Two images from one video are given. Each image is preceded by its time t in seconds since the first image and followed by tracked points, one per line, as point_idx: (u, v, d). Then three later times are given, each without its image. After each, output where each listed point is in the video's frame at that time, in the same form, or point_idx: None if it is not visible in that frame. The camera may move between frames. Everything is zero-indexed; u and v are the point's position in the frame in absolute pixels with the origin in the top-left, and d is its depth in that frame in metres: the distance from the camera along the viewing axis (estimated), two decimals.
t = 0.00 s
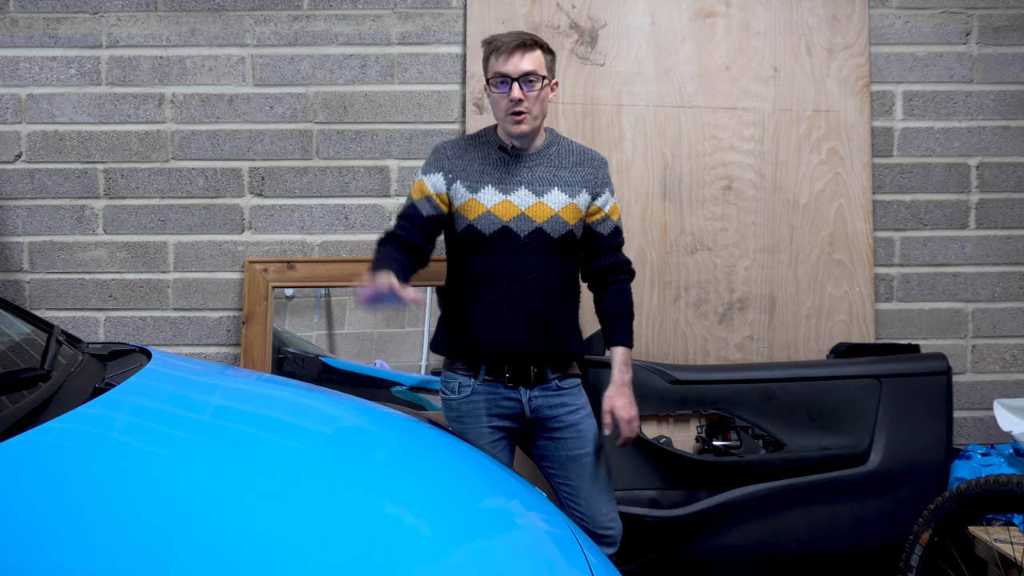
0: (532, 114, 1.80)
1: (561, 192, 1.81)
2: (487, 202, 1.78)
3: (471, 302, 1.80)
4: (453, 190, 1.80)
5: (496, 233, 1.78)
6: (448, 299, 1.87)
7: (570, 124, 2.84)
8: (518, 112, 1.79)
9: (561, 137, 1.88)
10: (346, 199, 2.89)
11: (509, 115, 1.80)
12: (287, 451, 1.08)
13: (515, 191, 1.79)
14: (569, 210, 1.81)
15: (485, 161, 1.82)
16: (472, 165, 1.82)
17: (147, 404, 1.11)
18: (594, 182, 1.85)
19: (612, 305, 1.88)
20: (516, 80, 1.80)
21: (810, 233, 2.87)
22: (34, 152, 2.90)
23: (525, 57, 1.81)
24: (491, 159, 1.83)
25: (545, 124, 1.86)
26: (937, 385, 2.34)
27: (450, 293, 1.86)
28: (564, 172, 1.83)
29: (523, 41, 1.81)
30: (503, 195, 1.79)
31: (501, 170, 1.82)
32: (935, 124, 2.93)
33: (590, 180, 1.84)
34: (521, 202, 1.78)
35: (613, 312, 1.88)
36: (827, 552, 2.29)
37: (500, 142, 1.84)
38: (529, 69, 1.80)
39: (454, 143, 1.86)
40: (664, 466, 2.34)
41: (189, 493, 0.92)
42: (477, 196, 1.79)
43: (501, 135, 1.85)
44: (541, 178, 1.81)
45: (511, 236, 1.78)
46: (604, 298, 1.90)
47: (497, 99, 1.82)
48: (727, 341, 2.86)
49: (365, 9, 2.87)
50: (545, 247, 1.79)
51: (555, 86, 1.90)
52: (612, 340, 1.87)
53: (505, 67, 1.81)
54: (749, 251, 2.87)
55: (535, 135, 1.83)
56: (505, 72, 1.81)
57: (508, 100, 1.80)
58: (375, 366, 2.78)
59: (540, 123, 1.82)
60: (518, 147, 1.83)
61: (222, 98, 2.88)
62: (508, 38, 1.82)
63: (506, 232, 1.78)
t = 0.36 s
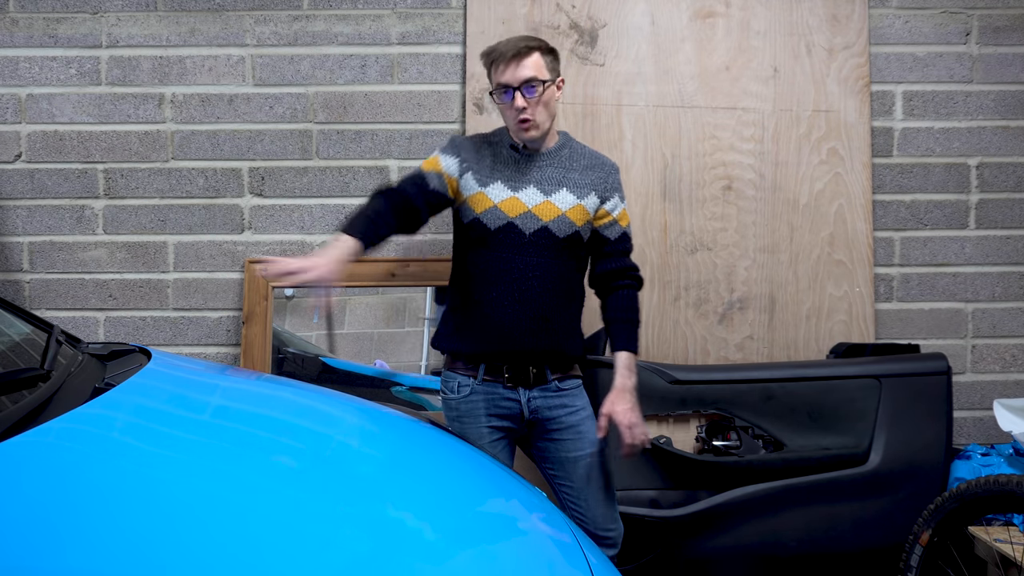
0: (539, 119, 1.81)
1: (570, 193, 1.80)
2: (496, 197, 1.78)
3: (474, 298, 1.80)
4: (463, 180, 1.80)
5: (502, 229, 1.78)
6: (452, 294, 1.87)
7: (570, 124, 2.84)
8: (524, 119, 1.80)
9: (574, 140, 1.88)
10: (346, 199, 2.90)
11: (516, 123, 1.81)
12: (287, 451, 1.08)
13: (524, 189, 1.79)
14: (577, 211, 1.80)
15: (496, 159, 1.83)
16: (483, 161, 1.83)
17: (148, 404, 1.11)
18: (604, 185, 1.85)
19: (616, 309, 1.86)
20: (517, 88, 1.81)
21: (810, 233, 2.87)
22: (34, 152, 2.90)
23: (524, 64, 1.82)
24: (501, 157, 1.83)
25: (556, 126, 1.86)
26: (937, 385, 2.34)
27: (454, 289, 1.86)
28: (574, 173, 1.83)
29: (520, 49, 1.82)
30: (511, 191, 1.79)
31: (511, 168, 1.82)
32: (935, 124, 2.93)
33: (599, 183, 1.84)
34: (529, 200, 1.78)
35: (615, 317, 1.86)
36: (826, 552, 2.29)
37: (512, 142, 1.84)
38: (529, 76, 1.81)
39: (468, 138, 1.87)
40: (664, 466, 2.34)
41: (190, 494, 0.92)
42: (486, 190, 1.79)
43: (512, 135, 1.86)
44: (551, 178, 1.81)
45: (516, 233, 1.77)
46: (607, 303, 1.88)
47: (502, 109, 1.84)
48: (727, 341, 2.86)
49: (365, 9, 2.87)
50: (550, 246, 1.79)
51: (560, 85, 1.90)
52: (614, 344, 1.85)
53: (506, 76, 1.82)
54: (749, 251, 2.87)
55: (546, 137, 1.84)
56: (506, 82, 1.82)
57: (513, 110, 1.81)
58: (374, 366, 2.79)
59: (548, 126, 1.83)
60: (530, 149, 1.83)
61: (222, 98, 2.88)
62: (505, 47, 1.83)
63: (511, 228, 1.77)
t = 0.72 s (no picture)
0: (543, 110, 1.80)
1: (572, 195, 1.81)
2: (496, 196, 1.79)
3: (474, 298, 1.80)
4: (464, 177, 1.81)
5: (502, 228, 1.78)
6: (452, 293, 1.87)
7: (570, 124, 2.84)
8: (529, 108, 1.80)
9: (579, 143, 1.89)
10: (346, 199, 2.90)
11: (520, 112, 1.81)
12: (287, 451, 1.08)
13: (525, 189, 1.79)
14: (578, 212, 1.80)
15: (500, 158, 1.84)
16: (486, 159, 1.83)
17: (147, 404, 1.11)
18: (607, 188, 1.86)
19: (626, 312, 1.87)
20: (524, 77, 1.81)
21: (810, 233, 2.87)
22: (34, 152, 2.90)
23: (533, 55, 1.82)
24: (505, 156, 1.84)
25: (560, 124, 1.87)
26: (937, 385, 2.34)
27: (453, 289, 1.86)
28: (577, 175, 1.84)
29: (529, 41, 1.83)
30: (512, 191, 1.79)
31: (514, 168, 1.82)
32: (934, 124, 2.93)
33: (602, 186, 1.85)
34: (530, 200, 1.78)
35: (626, 320, 1.87)
36: (827, 552, 2.30)
37: (516, 141, 1.86)
38: (537, 66, 1.81)
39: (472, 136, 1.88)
40: (664, 466, 2.34)
41: (190, 494, 0.92)
42: (487, 189, 1.79)
43: (518, 134, 1.87)
44: (553, 179, 1.81)
45: (516, 232, 1.77)
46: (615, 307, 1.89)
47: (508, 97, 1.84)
48: (727, 341, 2.86)
49: (365, 9, 2.87)
50: (550, 248, 1.79)
51: (569, 82, 1.90)
52: (626, 349, 1.86)
53: (514, 66, 1.83)
54: (749, 251, 2.87)
55: (549, 134, 1.85)
56: (513, 71, 1.83)
57: (517, 98, 1.82)
58: (375, 367, 2.78)
59: (552, 119, 1.83)
60: (532, 146, 1.85)
61: (222, 98, 2.88)
62: (515, 40, 1.85)
63: (511, 228, 1.77)
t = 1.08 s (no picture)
0: (547, 115, 1.80)
1: (573, 199, 1.79)
2: (496, 198, 1.80)
3: (474, 299, 1.80)
4: (465, 178, 1.83)
5: (501, 230, 1.79)
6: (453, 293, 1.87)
7: (570, 124, 2.84)
8: (533, 114, 1.80)
9: (584, 144, 1.88)
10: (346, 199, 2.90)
11: (524, 117, 1.80)
12: (287, 451, 1.08)
13: (526, 192, 1.79)
14: (579, 217, 1.79)
15: (501, 160, 1.84)
16: (488, 161, 1.84)
17: (147, 404, 1.11)
18: (610, 192, 1.83)
19: (621, 317, 1.86)
20: (528, 83, 1.80)
21: (810, 233, 2.87)
22: (34, 152, 2.90)
23: (538, 59, 1.81)
24: (507, 158, 1.84)
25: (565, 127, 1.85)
26: (937, 385, 2.34)
27: (455, 288, 1.87)
28: (579, 179, 1.82)
29: (536, 44, 1.81)
30: (513, 194, 1.79)
31: (515, 170, 1.82)
32: (934, 124, 2.93)
33: (605, 190, 1.83)
34: (530, 203, 1.78)
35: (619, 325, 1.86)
36: (827, 552, 2.30)
37: (518, 142, 1.85)
38: (542, 72, 1.80)
39: (475, 137, 1.89)
40: (664, 466, 2.34)
41: (190, 494, 0.92)
42: (487, 191, 1.80)
43: (521, 135, 1.86)
44: (554, 183, 1.81)
45: (515, 235, 1.78)
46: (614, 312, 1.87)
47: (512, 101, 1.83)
48: (727, 341, 2.86)
49: (365, 9, 2.87)
50: (550, 252, 1.79)
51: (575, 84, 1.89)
52: (617, 355, 1.85)
53: (519, 70, 1.82)
54: (749, 251, 2.87)
55: (553, 138, 1.83)
56: (519, 76, 1.81)
57: (521, 103, 1.81)
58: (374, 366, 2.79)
59: (557, 125, 1.82)
60: (534, 149, 1.84)
61: (222, 98, 2.88)
62: (522, 42, 1.82)
63: (511, 230, 1.78)
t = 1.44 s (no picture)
0: (548, 119, 1.79)
1: (572, 202, 1.79)
2: (496, 205, 1.80)
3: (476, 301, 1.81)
4: (464, 186, 1.84)
5: (502, 237, 1.79)
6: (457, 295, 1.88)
7: (570, 124, 2.84)
8: (533, 120, 1.79)
9: (582, 142, 1.87)
10: (346, 199, 2.90)
11: (524, 121, 1.80)
12: (288, 452, 1.08)
13: (525, 197, 1.79)
14: (577, 220, 1.79)
15: (500, 164, 1.84)
16: (486, 166, 1.84)
17: (148, 404, 1.11)
18: (608, 192, 1.82)
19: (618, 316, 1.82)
20: (530, 87, 1.79)
21: (810, 233, 2.87)
22: (34, 152, 2.90)
23: (539, 63, 1.80)
24: (505, 163, 1.84)
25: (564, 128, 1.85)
26: (937, 385, 2.34)
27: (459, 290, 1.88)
28: (577, 180, 1.82)
29: (536, 47, 1.79)
30: (512, 200, 1.79)
31: (514, 175, 1.82)
32: (934, 124, 2.93)
33: (603, 190, 1.82)
34: (529, 208, 1.78)
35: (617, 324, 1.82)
36: (827, 552, 2.30)
37: (516, 146, 1.86)
38: (543, 76, 1.79)
39: (473, 142, 1.89)
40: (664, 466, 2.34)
41: (190, 494, 0.92)
42: (487, 198, 1.81)
43: (519, 139, 1.86)
44: (553, 186, 1.80)
45: (516, 241, 1.78)
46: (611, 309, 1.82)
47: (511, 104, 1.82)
48: (727, 341, 2.86)
49: (365, 9, 2.87)
50: (550, 256, 1.78)
51: (573, 86, 1.89)
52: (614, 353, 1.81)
53: (519, 73, 1.80)
54: (749, 251, 2.87)
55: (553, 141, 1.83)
56: (519, 79, 1.80)
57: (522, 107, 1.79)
58: (374, 366, 2.78)
59: (556, 129, 1.82)
60: (533, 152, 1.84)
61: (222, 98, 2.88)
62: (522, 44, 1.80)
63: (511, 237, 1.79)
